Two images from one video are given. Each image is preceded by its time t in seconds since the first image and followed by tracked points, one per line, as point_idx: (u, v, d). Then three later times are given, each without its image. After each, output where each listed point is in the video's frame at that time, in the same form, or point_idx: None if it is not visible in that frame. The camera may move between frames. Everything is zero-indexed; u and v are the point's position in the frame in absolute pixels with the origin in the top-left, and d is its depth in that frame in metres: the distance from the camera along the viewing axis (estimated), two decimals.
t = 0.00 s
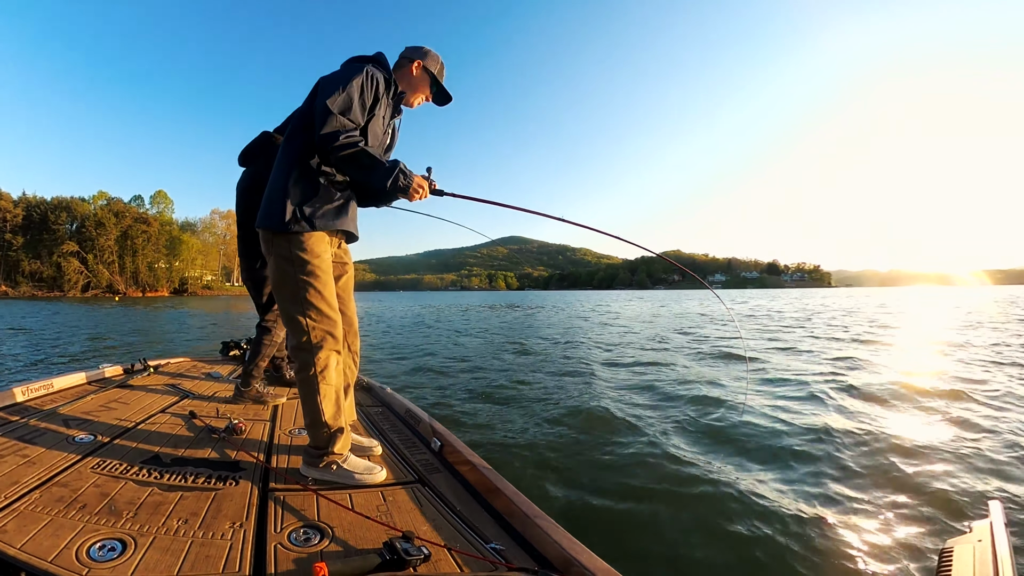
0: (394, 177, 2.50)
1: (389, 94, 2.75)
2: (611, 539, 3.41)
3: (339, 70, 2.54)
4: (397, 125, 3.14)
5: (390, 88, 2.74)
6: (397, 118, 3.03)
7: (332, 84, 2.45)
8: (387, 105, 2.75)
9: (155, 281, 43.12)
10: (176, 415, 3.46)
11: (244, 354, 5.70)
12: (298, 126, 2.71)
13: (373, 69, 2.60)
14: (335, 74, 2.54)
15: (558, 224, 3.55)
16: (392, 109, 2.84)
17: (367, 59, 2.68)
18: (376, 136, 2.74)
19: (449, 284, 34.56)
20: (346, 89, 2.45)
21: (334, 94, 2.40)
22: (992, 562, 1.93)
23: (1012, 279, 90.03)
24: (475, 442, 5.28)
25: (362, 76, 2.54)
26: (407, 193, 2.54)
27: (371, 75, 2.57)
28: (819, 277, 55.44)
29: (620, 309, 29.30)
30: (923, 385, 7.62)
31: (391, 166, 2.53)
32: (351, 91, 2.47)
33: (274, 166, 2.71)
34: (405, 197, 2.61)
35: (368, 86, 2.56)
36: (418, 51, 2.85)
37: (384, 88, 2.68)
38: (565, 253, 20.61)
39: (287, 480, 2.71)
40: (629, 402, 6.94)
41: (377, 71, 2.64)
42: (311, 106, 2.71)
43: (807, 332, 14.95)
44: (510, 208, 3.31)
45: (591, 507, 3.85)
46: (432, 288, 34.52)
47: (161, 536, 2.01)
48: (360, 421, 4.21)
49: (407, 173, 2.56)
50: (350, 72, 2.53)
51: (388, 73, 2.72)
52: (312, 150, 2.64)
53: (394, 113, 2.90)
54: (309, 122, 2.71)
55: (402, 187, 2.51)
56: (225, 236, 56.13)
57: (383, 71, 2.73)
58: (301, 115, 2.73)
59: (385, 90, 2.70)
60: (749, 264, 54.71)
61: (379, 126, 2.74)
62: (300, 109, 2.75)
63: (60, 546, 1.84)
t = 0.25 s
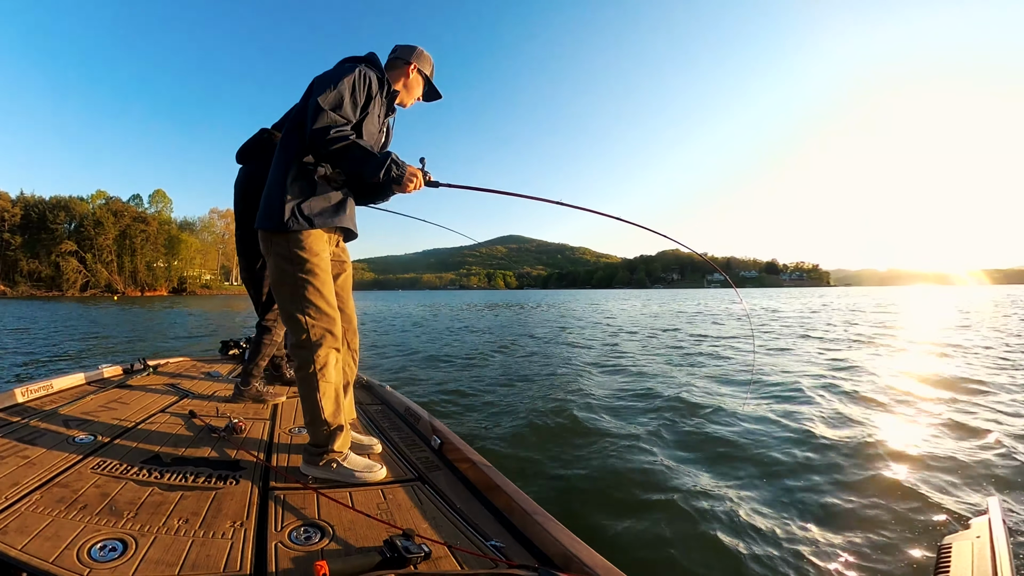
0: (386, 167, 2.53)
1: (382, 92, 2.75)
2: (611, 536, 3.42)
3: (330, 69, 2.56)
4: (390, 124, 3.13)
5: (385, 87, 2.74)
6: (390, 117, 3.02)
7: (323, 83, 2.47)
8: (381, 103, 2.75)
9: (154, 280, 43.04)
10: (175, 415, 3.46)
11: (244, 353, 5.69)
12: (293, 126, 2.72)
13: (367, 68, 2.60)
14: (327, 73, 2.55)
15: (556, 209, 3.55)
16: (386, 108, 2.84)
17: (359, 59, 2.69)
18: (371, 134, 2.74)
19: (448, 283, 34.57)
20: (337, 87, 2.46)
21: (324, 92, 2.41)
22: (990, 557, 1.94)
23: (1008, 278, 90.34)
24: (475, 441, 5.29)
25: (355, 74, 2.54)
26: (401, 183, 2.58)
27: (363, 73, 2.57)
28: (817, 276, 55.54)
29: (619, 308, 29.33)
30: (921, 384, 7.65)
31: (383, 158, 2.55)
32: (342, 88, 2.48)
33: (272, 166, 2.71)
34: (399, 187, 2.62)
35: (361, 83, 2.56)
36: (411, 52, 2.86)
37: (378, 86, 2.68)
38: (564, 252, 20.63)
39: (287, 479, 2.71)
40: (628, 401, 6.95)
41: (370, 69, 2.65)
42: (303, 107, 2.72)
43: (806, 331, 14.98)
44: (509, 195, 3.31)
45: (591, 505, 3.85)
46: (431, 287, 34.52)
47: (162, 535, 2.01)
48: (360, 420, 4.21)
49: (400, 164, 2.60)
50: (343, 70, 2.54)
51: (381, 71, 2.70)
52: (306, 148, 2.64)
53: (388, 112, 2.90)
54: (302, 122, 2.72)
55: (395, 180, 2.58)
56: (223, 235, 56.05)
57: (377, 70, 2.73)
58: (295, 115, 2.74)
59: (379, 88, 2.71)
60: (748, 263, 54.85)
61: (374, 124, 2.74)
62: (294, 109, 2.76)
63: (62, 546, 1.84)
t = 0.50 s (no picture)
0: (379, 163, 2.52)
1: (374, 92, 2.75)
2: (610, 532, 3.42)
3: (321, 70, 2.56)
4: (382, 124, 3.13)
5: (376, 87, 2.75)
6: (383, 117, 3.02)
7: (315, 84, 2.47)
8: (373, 103, 2.75)
9: (153, 279, 42.94)
10: (175, 414, 3.46)
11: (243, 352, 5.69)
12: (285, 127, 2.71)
13: (356, 68, 2.60)
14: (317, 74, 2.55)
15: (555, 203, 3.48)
16: (379, 107, 2.84)
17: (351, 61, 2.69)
18: (365, 133, 2.74)
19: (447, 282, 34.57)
20: (327, 87, 2.45)
21: (315, 94, 2.41)
22: (987, 554, 1.95)
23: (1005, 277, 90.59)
24: (474, 439, 5.29)
25: (345, 74, 2.55)
26: (392, 177, 2.68)
27: (353, 73, 2.58)
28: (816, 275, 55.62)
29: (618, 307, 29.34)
30: (919, 383, 7.67)
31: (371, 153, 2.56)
32: (334, 88, 2.48)
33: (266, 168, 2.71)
34: (392, 183, 2.71)
35: (351, 84, 2.56)
36: (402, 50, 2.86)
37: (368, 86, 2.69)
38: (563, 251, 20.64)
39: (287, 478, 2.71)
40: (627, 400, 6.96)
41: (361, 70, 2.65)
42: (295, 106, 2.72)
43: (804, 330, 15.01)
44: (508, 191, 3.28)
45: (590, 501, 3.87)
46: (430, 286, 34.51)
47: (162, 535, 2.01)
48: (359, 418, 4.22)
49: (390, 159, 2.68)
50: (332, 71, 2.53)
51: (372, 72, 2.72)
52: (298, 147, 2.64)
53: (381, 111, 2.90)
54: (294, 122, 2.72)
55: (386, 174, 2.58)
56: (222, 234, 55.95)
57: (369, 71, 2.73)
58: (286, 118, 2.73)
59: (370, 88, 2.71)
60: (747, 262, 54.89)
61: (367, 123, 2.74)
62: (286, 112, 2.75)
63: (62, 547, 1.84)
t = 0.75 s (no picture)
0: (373, 156, 2.51)
1: (368, 89, 2.76)
2: (609, 532, 3.43)
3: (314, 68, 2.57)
4: (380, 120, 3.13)
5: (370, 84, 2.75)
6: (380, 114, 3.03)
7: (308, 82, 2.47)
8: (367, 100, 2.76)
9: (151, 279, 42.82)
10: (174, 414, 3.46)
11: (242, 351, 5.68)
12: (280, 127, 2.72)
13: (350, 66, 2.62)
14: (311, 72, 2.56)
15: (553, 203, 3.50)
16: (373, 105, 2.84)
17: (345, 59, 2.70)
18: (359, 130, 2.74)
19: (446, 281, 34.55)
20: (320, 85, 2.46)
21: (308, 91, 2.42)
22: (986, 554, 1.95)
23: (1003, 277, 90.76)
24: (473, 438, 5.29)
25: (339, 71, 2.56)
26: (391, 169, 2.59)
27: (346, 71, 2.58)
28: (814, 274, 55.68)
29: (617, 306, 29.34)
30: (918, 383, 7.67)
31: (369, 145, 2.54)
32: (327, 86, 2.48)
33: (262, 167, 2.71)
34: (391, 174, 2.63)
35: (345, 81, 2.57)
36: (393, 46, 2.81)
37: (362, 84, 2.70)
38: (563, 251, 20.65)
39: (286, 477, 2.71)
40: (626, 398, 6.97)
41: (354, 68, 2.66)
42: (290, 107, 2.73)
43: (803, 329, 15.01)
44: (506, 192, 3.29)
45: (589, 501, 3.88)
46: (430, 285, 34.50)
47: (161, 535, 2.01)
48: (359, 417, 4.21)
49: (387, 151, 2.56)
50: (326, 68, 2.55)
51: (367, 69, 2.73)
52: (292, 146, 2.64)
53: (377, 108, 2.91)
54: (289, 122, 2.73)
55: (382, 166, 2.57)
56: (220, 233, 55.88)
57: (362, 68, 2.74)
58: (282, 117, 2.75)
59: (363, 85, 2.71)
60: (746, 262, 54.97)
61: (361, 120, 2.74)
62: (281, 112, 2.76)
63: (61, 547, 1.84)
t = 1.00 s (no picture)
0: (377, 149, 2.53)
1: (367, 84, 2.76)
2: (607, 530, 3.44)
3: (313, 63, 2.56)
4: (380, 115, 3.14)
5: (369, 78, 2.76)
6: (379, 109, 3.02)
7: (308, 75, 2.46)
8: (367, 95, 2.76)
9: (150, 278, 42.76)
10: (173, 413, 3.46)
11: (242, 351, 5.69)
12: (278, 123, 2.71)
13: (349, 61, 2.61)
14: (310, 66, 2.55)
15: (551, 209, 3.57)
16: (373, 99, 2.84)
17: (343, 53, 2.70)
18: (359, 124, 2.74)
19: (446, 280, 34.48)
20: (321, 78, 2.45)
21: (309, 84, 2.41)
22: (984, 553, 1.96)
23: (1001, 276, 91.00)
24: (472, 437, 5.30)
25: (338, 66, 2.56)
26: (393, 162, 2.66)
27: (345, 65, 2.59)
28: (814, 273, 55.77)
29: (616, 305, 29.37)
30: (916, 382, 7.70)
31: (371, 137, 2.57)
32: (327, 79, 2.48)
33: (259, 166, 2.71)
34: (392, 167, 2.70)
35: (344, 75, 2.57)
36: (392, 42, 2.81)
37: (361, 78, 2.69)
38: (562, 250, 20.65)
39: (284, 477, 2.72)
40: (626, 397, 6.98)
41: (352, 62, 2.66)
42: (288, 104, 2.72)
43: (802, 329, 15.04)
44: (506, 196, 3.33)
45: (588, 499, 3.89)
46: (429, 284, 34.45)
47: (160, 535, 2.01)
48: (358, 417, 4.22)
49: (390, 143, 2.64)
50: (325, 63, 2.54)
51: (366, 64, 2.73)
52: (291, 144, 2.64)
53: (376, 103, 2.91)
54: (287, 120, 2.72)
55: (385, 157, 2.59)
56: (219, 232, 55.85)
57: (361, 63, 2.74)
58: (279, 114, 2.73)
59: (363, 79, 2.71)
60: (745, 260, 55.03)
61: (360, 115, 2.74)
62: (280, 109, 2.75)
63: (60, 547, 1.84)
